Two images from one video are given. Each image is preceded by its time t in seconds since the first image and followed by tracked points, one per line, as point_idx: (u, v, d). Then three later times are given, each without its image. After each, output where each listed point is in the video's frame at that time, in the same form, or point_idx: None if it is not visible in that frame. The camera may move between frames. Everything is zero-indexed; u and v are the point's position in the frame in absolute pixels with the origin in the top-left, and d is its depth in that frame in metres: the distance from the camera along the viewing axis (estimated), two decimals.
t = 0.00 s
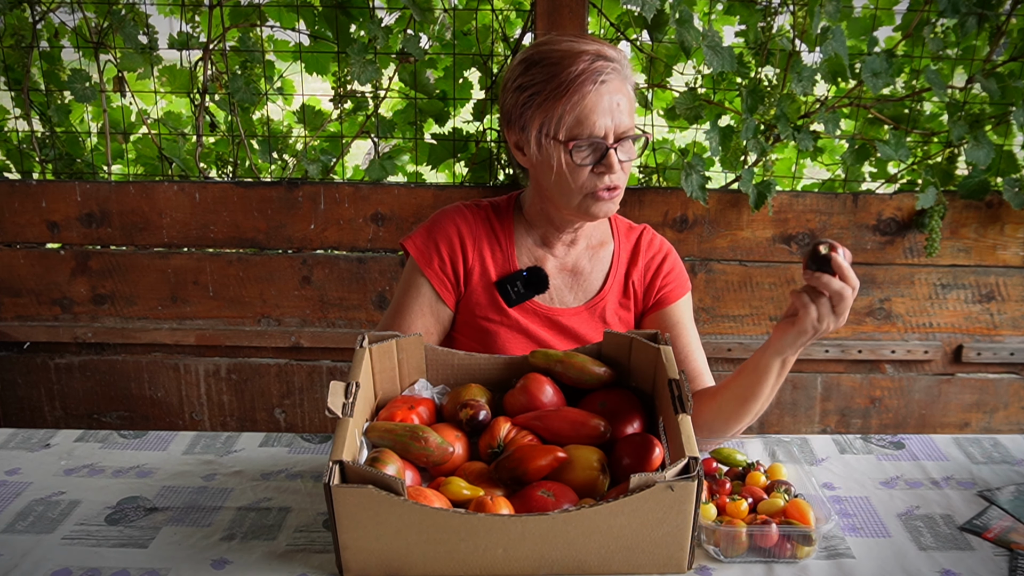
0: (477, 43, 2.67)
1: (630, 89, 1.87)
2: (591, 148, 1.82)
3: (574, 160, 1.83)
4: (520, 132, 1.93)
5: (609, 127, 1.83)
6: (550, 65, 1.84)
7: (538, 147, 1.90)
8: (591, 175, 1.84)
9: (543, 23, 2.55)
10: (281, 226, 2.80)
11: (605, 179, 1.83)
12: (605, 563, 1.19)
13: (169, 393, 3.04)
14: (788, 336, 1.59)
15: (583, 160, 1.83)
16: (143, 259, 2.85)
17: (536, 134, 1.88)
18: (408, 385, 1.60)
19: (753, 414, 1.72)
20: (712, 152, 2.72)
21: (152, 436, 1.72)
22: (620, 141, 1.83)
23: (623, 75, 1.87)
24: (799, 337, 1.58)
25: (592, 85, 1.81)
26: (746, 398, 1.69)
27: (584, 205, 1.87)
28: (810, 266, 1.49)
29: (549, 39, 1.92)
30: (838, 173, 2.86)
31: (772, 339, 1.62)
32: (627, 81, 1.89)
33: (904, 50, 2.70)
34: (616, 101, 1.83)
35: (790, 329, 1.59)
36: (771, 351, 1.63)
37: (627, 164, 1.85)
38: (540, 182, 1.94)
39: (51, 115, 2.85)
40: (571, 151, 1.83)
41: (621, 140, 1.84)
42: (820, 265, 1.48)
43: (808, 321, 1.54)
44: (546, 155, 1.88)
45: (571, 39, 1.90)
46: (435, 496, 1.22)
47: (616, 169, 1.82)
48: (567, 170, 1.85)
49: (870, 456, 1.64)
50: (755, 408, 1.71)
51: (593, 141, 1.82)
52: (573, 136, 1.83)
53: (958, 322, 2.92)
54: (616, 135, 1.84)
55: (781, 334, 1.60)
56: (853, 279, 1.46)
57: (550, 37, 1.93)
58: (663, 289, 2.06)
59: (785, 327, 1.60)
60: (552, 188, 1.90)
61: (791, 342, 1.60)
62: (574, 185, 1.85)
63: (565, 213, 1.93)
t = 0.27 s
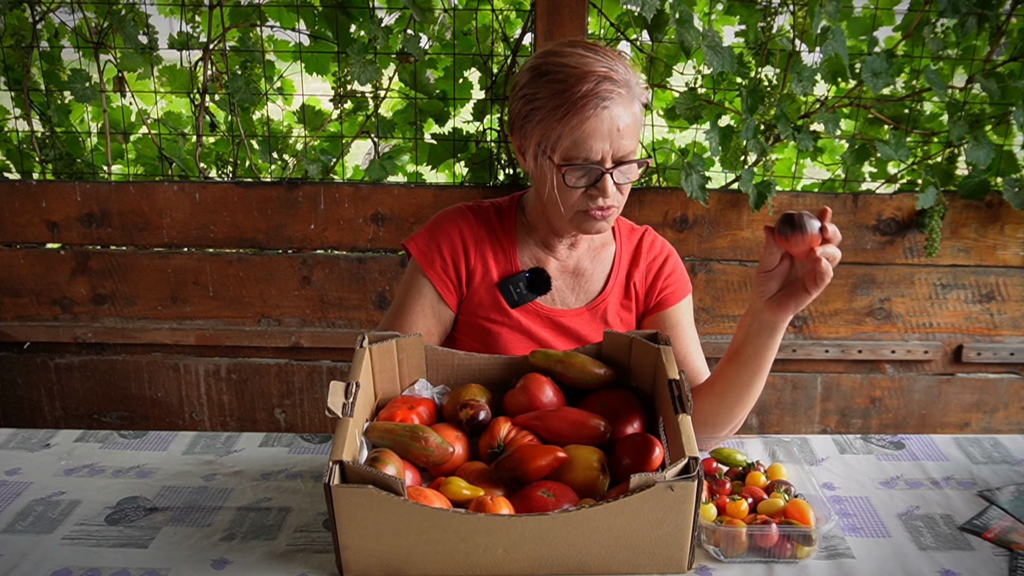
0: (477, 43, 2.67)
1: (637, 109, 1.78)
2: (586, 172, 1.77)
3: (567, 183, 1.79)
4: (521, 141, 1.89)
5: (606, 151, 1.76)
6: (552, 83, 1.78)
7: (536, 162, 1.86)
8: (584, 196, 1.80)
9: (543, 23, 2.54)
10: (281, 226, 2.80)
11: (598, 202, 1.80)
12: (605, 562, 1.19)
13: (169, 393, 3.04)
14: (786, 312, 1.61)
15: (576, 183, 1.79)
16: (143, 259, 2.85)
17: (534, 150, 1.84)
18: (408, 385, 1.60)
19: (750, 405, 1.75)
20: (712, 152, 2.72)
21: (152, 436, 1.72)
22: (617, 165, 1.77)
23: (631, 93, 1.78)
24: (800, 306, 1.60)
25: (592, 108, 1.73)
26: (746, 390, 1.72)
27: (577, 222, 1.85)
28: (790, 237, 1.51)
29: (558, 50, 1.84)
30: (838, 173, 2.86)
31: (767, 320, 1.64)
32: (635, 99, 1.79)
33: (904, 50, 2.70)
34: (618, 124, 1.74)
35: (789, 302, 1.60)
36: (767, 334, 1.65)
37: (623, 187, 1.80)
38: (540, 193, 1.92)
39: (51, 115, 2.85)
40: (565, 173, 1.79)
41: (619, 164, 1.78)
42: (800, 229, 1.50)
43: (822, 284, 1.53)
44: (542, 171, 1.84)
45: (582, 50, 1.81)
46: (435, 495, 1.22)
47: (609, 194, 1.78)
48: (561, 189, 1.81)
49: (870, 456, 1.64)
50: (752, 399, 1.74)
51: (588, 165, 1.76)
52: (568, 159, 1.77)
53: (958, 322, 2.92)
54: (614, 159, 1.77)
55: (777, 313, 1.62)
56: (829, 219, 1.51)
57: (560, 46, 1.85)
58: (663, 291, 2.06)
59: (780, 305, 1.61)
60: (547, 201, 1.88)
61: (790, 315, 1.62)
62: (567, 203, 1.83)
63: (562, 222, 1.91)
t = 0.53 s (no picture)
0: (477, 43, 2.67)
1: (647, 118, 1.72)
2: (590, 181, 1.73)
3: (570, 190, 1.76)
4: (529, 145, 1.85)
5: (611, 161, 1.71)
6: (560, 88, 1.72)
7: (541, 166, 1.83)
8: (587, 205, 1.77)
9: (543, 23, 2.53)
10: (281, 226, 2.80)
11: (600, 211, 1.76)
12: (605, 562, 1.19)
13: (169, 393, 3.04)
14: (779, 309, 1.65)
15: (579, 191, 1.75)
16: (143, 259, 2.85)
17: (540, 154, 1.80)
18: (408, 385, 1.60)
19: (748, 402, 1.76)
20: (712, 152, 2.71)
21: (152, 436, 1.72)
22: (622, 175, 1.73)
23: (642, 103, 1.72)
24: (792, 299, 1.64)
25: (597, 118, 1.68)
26: (742, 387, 1.73)
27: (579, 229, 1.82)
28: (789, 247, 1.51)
29: (572, 52, 1.77)
30: (838, 173, 2.86)
31: (762, 320, 1.67)
32: (647, 109, 1.73)
33: (904, 50, 2.70)
34: (625, 135, 1.69)
35: (783, 297, 1.64)
36: (764, 334, 1.68)
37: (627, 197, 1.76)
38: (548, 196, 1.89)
39: (51, 115, 2.85)
40: (568, 182, 1.75)
41: (625, 174, 1.73)
42: (796, 233, 1.51)
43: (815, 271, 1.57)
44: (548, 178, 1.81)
45: (595, 56, 1.75)
46: (435, 496, 1.22)
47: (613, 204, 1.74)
48: (565, 197, 1.78)
49: (870, 456, 1.64)
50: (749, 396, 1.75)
51: (591, 174, 1.72)
52: (572, 166, 1.73)
53: (958, 322, 2.92)
54: (620, 168, 1.73)
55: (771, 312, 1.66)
56: (814, 212, 1.53)
57: (576, 48, 1.78)
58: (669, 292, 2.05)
59: (773, 302, 1.66)
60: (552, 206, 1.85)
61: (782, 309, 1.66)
62: (570, 211, 1.80)
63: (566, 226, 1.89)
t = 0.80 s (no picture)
0: (477, 44, 2.67)
1: (647, 133, 1.66)
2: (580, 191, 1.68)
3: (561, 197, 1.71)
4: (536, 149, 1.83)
5: (601, 174, 1.65)
6: (562, 93, 1.68)
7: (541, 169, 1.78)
8: (578, 215, 1.73)
9: (543, 23, 2.53)
10: (281, 226, 2.80)
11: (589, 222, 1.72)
12: (605, 563, 1.19)
13: (170, 393, 3.04)
14: (771, 307, 1.66)
15: (569, 199, 1.70)
16: (143, 259, 2.85)
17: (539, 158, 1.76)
18: (408, 385, 1.60)
19: (745, 401, 1.76)
20: (712, 152, 2.71)
21: (152, 436, 1.72)
22: (613, 188, 1.67)
23: (643, 116, 1.66)
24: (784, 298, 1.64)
25: (591, 127, 1.62)
26: (737, 387, 1.73)
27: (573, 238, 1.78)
28: (774, 244, 1.51)
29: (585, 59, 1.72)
30: (838, 173, 2.86)
31: (754, 320, 1.68)
32: (648, 124, 1.67)
33: (904, 49, 2.70)
34: (618, 148, 1.63)
35: (774, 296, 1.64)
36: (757, 333, 1.69)
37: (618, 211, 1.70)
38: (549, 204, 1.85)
39: (51, 115, 2.85)
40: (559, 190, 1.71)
41: (617, 188, 1.67)
42: (781, 231, 1.51)
43: (804, 270, 1.57)
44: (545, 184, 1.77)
45: (603, 64, 1.69)
46: (435, 495, 1.22)
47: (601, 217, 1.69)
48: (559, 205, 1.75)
49: (870, 456, 1.64)
50: (746, 395, 1.75)
51: (582, 184, 1.67)
52: (564, 174, 1.68)
53: (958, 322, 2.92)
54: (612, 182, 1.67)
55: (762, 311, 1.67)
56: (801, 213, 1.53)
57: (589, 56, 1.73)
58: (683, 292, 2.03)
59: (764, 301, 1.66)
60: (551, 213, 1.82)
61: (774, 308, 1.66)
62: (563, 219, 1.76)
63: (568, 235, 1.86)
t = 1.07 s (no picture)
0: (477, 44, 2.67)
1: (638, 146, 1.65)
2: (566, 198, 1.69)
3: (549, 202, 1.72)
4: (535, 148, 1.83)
5: (585, 184, 1.65)
6: (560, 100, 1.67)
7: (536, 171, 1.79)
8: (564, 220, 1.74)
9: (543, 23, 2.53)
10: (281, 226, 2.80)
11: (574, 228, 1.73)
12: (605, 563, 1.19)
13: (169, 392, 3.04)
14: (773, 309, 1.66)
15: (555, 204, 1.71)
16: (143, 259, 2.86)
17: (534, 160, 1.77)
18: (409, 385, 1.60)
19: (746, 403, 1.76)
20: (712, 152, 2.71)
21: (152, 436, 1.72)
22: (599, 198, 1.67)
23: (635, 130, 1.65)
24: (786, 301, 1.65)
25: (581, 137, 1.62)
26: (737, 388, 1.73)
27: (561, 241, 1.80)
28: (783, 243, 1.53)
29: (590, 67, 1.71)
30: (838, 173, 2.86)
31: (755, 322, 1.69)
32: (638, 138, 1.65)
33: (904, 50, 2.70)
34: (606, 160, 1.63)
35: (777, 298, 1.65)
36: (758, 335, 1.69)
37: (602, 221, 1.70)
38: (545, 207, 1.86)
39: (51, 115, 2.85)
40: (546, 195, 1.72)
41: (603, 198, 1.67)
42: (791, 230, 1.53)
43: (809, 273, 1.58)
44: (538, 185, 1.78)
45: (603, 73, 1.68)
46: (435, 495, 1.22)
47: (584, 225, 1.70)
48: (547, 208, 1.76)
49: (870, 457, 1.64)
50: (746, 398, 1.75)
51: (569, 191, 1.67)
52: (552, 179, 1.69)
53: (958, 322, 2.92)
54: (597, 192, 1.67)
55: (764, 312, 1.67)
56: (809, 214, 1.55)
57: (595, 63, 1.71)
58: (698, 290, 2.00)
59: (766, 303, 1.67)
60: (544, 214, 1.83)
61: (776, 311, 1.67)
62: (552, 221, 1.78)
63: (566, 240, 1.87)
